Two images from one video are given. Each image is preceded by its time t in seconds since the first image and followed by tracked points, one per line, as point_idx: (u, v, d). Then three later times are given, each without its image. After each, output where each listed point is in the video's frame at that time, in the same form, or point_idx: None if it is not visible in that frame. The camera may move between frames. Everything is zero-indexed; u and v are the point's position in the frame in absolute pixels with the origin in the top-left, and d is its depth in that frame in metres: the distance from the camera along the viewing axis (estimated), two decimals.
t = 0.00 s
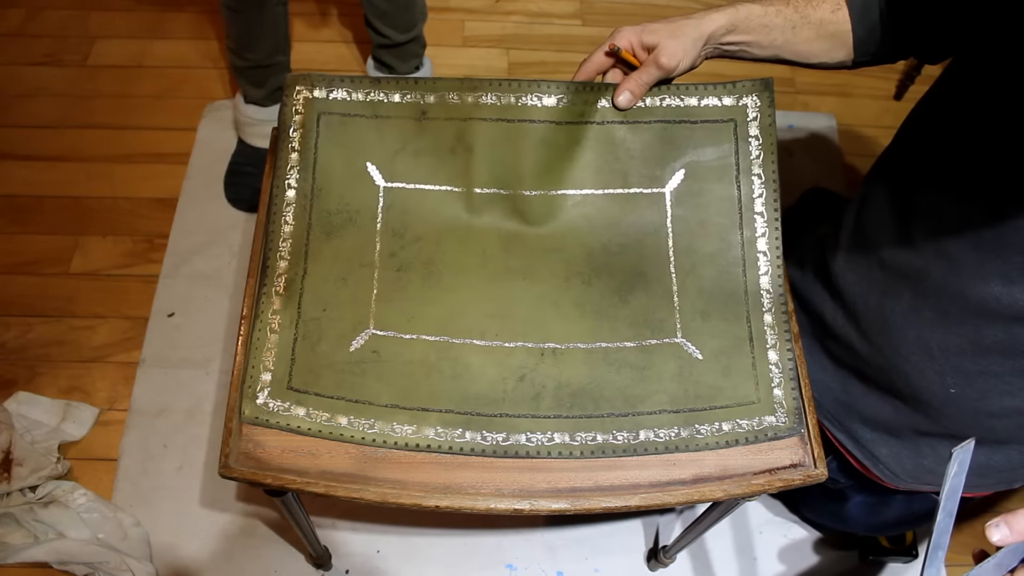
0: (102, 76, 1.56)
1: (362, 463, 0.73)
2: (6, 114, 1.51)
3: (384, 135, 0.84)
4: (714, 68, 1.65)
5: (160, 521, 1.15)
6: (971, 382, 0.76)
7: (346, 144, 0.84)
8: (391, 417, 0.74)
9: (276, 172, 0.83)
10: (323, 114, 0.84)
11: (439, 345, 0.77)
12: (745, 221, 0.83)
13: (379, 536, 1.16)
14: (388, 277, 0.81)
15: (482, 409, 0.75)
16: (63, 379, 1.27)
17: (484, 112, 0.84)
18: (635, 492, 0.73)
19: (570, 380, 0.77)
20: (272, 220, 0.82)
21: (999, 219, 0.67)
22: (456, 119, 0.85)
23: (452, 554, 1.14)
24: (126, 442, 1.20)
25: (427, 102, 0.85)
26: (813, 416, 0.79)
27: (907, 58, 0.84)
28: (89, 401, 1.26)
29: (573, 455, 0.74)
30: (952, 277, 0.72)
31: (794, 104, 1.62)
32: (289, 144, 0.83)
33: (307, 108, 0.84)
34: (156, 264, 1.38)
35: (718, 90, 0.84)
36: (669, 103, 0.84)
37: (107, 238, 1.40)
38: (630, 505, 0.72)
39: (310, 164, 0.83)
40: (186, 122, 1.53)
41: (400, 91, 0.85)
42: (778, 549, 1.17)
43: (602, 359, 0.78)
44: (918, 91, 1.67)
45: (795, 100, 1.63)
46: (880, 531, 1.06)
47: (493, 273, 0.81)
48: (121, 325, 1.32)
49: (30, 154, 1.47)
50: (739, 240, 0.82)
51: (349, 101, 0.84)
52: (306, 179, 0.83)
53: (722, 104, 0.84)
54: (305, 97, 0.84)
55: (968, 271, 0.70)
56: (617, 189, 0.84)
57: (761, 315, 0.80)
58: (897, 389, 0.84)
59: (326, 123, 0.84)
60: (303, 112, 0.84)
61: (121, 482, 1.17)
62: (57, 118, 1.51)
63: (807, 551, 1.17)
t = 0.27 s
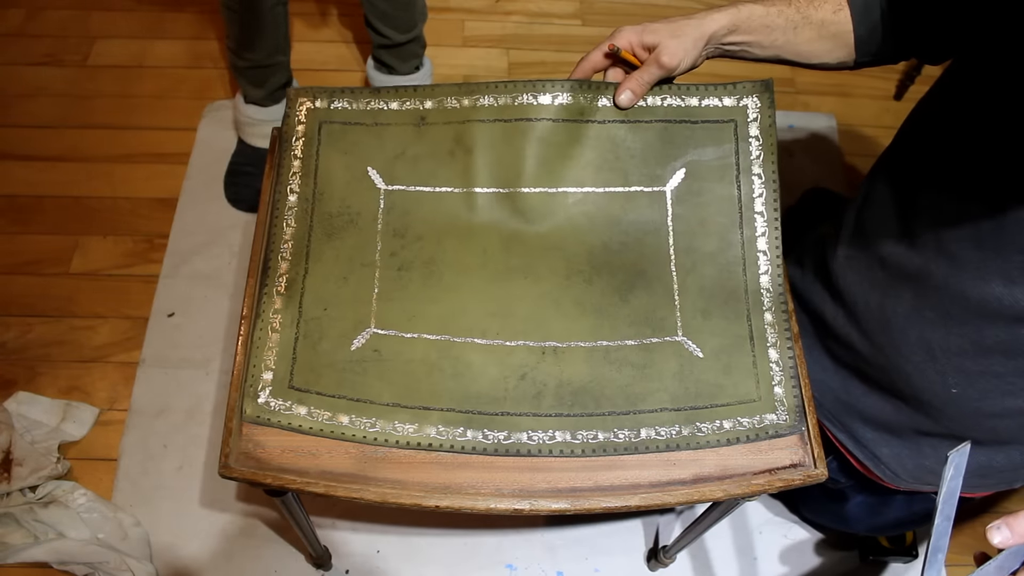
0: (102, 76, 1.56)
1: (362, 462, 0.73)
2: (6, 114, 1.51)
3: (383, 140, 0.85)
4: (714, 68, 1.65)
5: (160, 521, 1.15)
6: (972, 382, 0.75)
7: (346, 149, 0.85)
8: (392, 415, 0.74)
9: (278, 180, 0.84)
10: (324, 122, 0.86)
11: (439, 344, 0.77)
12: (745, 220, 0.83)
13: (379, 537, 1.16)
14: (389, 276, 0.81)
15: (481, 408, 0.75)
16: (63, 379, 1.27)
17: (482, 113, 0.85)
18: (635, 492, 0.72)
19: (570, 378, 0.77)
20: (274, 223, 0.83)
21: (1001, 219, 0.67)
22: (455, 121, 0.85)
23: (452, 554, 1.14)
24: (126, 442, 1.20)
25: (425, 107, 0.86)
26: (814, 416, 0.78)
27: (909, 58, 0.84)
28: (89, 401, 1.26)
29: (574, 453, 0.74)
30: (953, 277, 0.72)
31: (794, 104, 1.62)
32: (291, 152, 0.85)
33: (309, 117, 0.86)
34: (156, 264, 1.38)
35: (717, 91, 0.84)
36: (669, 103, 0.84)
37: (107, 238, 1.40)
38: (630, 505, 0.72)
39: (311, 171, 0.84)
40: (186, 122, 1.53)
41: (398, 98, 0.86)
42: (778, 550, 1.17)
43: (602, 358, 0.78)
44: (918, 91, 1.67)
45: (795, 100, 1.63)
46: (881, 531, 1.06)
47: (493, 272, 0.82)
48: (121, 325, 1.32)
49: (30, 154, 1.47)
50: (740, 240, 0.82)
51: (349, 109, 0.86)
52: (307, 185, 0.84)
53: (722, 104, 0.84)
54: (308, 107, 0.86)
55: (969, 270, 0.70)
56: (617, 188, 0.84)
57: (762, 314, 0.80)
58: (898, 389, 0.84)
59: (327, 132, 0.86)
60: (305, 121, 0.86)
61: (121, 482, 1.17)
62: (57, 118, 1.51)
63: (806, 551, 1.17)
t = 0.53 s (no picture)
0: (102, 76, 1.56)
1: (362, 463, 0.73)
2: (6, 114, 1.51)
3: (384, 141, 0.85)
4: (714, 68, 1.65)
5: (160, 521, 1.15)
6: (972, 382, 0.76)
7: (346, 150, 0.85)
8: (392, 415, 0.74)
9: (279, 180, 0.84)
10: (325, 123, 0.86)
11: (439, 344, 0.77)
12: (745, 222, 0.83)
13: (379, 536, 1.16)
14: (389, 276, 0.81)
15: (481, 408, 0.75)
16: (63, 379, 1.27)
17: (483, 114, 0.85)
18: (634, 491, 0.72)
19: (570, 377, 0.77)
20: (275, 223, 0.83)
21: (1001, 220, 0.67)
22: (456, 123, 0.85)
23: (452, 555, 1.14)
24: (126, 442, 1.20)
25: (426, 109, 0.86)
26: (814, 416, 0.78)
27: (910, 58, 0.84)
28: (89, 401, 1.26)
29: (574, 453, 0.74)
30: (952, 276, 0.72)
31: (794, 104, 1.62)
32: (293, 152, 0.85)
33: (310, 118, 0.86)
34: (156, 264, 1.38)
35: (717, 93, 0.84)
36: (671, 104, 0.84)
37: (107, 238, 1.40)
38: (630, 505, 0.72)
39: (311, 171, 0.84)
40: (186, 122, 1.53)
41: (399, 100, 0.86)
42: (778, 549, 1.17)
43: (602, 358, 0.78)
44: (918, 91, 1.67)
45: (795, 100, 1.63)
46: (881, 530, 1.06)
47: (494, 272, 0.82)
48: (121, 325, 1.32)
49: (30, 154, 1.47)
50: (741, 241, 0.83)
51: (350, 110, 0.86)
52: (308, 185, 0.84)
53: (722, 106, 0.84)
54: (309, 108, 0.86)
55: (970, 270, 0.70)
56: (617, 189, 0.84)
57: (761, 315, 0.81)
58: (898, 389, 0.84)
59: (328, 132, 0.86)
60: (306, 122, 0.86)
61: (121, 482, 1.17)
62: (57, 118, 1.51)
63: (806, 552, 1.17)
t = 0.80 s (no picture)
0: (102, 76, 1.56)
1: (362, 463, 0.73)
2: (6, 114, 1.51)
3: (384, 143, 0.86)
4: (714, 68, 1.65)
5: (160, 521, 1.15)
6: (972, 382, 0.76)
7: (346, 152, 0.85)
8: (392, 415, 0.74)
9: (279, 181, 0.85)
10: (325, 125, 0.86)
11: (439, 344, 0.77)
12: (745, 223, 0.83)
13: (379, 536, 1.16)
14: (389, 276, 0.81)
15: (481, 408, 0.75)
16: (63, 379, 1.27)
17: (482, 116, 0.85)
18: (635, 492, 0.72)
19: (570, 377, 0.77)
20: (275, 223, 0.83)
21: (1001, 220, 0.67)
22: (455, 124, 0.85)
23: (452, 555, 1.14)
24: (126, 442, 1.20)
25: (426, 111, 0.86)
26: (814, 417, 0.78)
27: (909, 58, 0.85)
28: (89, 401, 1.26)
29: (574, 453, 0.74)
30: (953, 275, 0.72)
31: (794, 104, 1.62)
32: (293, 154, 0.85)
33: (310, 119, 0.87)
34: (156, 264, 1.38)
35: (716, 94, 0.84)
36: (672, 106, 0.84)
37: (107, 238, 1.40)
38: (630, 505, 0.72)
39: (311, 172, 0.85)
40: (187, 122, 1.53)
41: (399, 102, 0.86)
42: (778, 549, 1.17)
43: (602, 357, 0.78)
44: (918, 91, 1.67)
45: (795, 100, 1.63)
46: (881, 530, 1.06)
47: (494, 272, 0.81)
48: (121, 325, 1.32)
49: (30, 154, 1.47)
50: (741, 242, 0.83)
51: (350, 113, 0.87)
52: (308, 186, 0.84)
53: (722, 108, 0.84)
54: (309, 110, 0.87)
55: (970, 270, 0.70)
56: (617, 189, 0.84)
57: (761, 315, 0.81)
58: (898, 389, 0.84)
59: (328, 134, 0.86)
60: (306, 123, 0.87)
61: (121, 482, 1.17)
62: (57, 118, 1.51)
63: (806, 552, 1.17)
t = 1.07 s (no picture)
0: (102, 76, 1.56)
1: (362, 463, 0.73)
2: (6, 114, 1.51)
3: (384, 150, 0.89)
4: (714, 68, 1.65)
5: (160, 521, 1.15)
6: (970, 381, 0.76)
7: (347, 157, 0.88)
8: (393, 415, 0.74)
9: (280, 184, 0.86)
10: (327, 133, 0.89)
11: (439, 344, 0.77)
12: (740, 232, 0.86)
13: (379, 536, 1.16)
14: (389, 276, 0.81)
15: (482, 407, 0.75)
16: (63, 379, 1.27)
17: (481, 131, 0.91)
18: (635, 492, 0.72)
19: (570, 378, 0.77)
20: (275, 223, 0.83)
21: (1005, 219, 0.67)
22: (455, 137, 0.90)
23: (453, 555, 1.14)
24: (126, 442, 1.20)
25: (427, 123, 0.91)
26: (813, 417, 0.79)
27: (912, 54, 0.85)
28: (89, 401, 1.26)
29: (574, 453, 0.74)
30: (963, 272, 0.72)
31: (794, 104, 1.62)
32: (294, 159, 0.87)
33: (311, 126, 0.90)
34: (156, 264, 1.38)
35: (702, 127, 0.93)
36: (660, 133, 0.92)
37: (107, 238, 1.40)
38: (630, 505, 0.72)
39: (312, 175, 0.86)
40: (187, 122, 1.53)
41: (401, 117, 0.91)
42: (778, 549, 1.17)
43: (602, 357, 0.78)
44: (918, 91, 1.67)
45: (795, 100, 1.63)
46: (881, 527, 1.05)
47: (493, 272, 0.82)
48: (121, 325, 1.32)
49: (30, 154, 1.47)
50: (738, 249, 0.85)
51: (351, 122, 0.90)
52: (308, 188, 0.86)
53: (706, 135, 0.92)
54: (310, 117, 0.90)
55: (970, 268, 0.70)
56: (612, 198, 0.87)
57: (760, 315, 0.81)
58: (895, 387, 0.84)
59: (329, 141, 0.89)
60: (307, 130, 0.89)
61: (121, 482, 1.17)
62: (57, 118, 1.51)
63: (807, 553, 1.17)
